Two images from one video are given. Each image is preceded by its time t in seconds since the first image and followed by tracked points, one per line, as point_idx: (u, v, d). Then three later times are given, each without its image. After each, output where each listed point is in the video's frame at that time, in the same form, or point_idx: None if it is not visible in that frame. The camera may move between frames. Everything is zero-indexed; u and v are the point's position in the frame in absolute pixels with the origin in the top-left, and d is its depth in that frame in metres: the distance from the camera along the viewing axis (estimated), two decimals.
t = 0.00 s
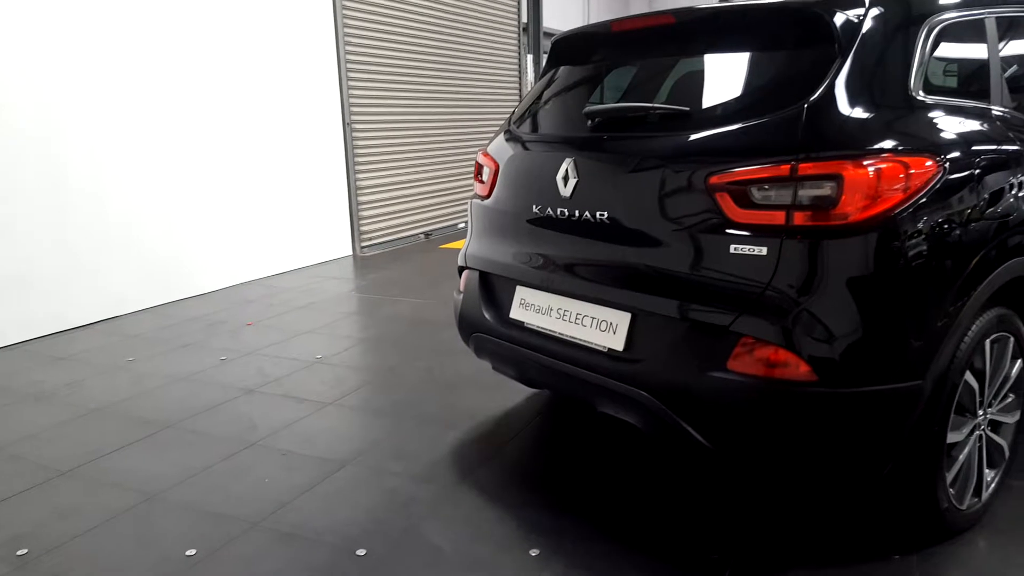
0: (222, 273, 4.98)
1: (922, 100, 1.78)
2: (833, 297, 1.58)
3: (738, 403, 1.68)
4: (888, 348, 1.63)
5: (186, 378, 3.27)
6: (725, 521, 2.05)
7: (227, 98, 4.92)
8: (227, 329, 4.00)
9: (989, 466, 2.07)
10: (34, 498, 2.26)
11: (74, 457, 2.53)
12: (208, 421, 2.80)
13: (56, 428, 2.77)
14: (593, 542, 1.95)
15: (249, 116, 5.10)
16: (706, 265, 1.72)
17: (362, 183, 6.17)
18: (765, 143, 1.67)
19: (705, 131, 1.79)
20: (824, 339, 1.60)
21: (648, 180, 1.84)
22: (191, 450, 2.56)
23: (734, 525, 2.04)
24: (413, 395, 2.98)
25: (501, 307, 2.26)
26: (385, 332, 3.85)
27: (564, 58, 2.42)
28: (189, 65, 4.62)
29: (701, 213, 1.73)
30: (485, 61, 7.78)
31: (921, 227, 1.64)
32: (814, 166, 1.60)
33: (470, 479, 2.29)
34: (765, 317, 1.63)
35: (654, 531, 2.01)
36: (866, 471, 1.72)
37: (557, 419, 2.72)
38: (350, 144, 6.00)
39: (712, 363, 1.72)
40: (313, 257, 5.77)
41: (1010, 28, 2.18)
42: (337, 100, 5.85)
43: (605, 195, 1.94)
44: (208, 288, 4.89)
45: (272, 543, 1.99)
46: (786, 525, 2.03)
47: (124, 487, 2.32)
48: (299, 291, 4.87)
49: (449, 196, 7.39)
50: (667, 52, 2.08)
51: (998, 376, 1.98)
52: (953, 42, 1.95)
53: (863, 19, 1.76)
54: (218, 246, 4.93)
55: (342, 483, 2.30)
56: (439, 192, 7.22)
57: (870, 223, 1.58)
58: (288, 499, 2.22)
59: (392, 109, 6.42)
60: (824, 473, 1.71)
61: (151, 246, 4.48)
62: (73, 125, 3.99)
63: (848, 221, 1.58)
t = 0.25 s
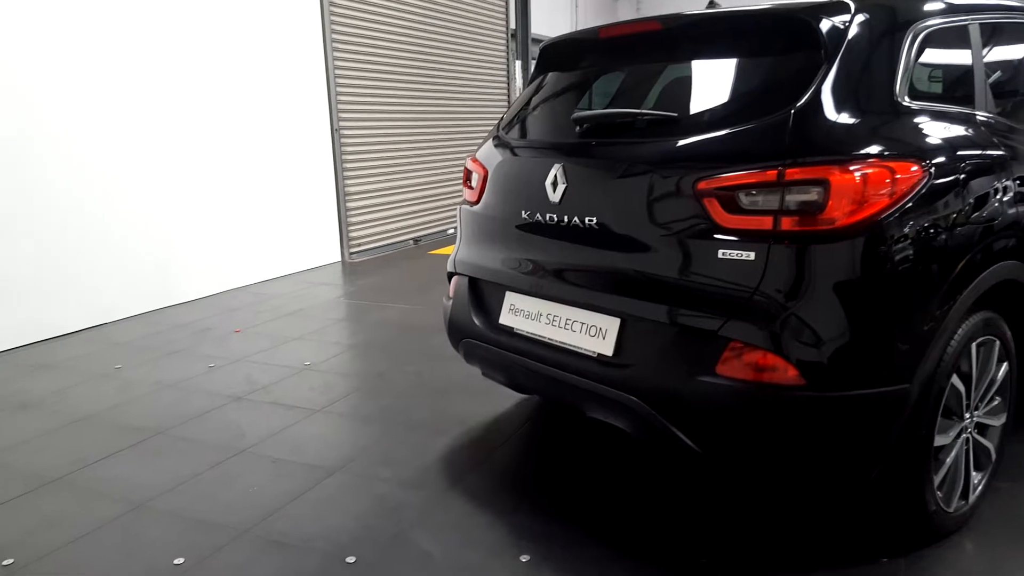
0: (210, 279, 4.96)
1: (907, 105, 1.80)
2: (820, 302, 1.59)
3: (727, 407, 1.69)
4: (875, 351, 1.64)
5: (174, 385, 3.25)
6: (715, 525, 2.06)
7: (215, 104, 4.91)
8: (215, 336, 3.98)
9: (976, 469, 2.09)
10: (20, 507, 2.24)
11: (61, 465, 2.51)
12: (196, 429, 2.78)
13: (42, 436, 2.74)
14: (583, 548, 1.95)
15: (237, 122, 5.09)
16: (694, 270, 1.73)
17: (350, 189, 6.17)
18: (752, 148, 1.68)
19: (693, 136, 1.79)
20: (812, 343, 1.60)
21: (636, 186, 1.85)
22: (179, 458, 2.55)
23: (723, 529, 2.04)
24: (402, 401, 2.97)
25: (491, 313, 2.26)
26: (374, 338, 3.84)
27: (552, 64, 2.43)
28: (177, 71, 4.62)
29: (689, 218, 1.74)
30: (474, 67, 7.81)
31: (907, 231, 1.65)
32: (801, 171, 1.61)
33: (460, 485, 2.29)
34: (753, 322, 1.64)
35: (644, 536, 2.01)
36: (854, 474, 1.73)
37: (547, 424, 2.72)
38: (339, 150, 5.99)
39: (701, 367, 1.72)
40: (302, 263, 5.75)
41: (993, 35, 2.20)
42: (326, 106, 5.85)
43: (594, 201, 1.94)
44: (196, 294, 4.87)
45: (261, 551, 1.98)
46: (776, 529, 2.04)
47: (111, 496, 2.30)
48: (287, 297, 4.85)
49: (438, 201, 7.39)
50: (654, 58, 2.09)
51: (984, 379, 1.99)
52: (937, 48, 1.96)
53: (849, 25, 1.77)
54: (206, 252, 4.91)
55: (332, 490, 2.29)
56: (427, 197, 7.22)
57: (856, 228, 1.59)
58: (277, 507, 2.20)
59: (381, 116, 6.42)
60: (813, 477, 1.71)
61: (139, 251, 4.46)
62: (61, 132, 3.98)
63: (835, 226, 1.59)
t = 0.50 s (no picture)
0: (197, 285, 4.94)
1: (891, 111, 1.81)
2: (806, 306, 1.60)
3: (715, 411, 1.69)
4: (860, 355, 1.65)
5: (159, 393, 3.23)
6: (703, 529, 2.06)
7: (202, 110, 4.90)
8: (201, 343, 3.96)
9: (961, 471, 2.10)
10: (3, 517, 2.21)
11: (45, 474, 2.48)
12: (182, 436, 2.76)
13: (26, 445, 2.71)
14: (571, 553, 1.95)
15: (223, 128, 5.08)
16: (681, 275, 1.73)
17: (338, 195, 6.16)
18: (738, 154, 1.69)
19: (679, 142, 1.80)
20: (798, 347, 1.61)
21: (624, 191, 1.86)
22: (165, 466, 2.53)
23: (711, 533, 2.04)
24: (391, 407, 2.96)
25: (479, 319, 2.26)
26: (362, 344, 3.83)
27: (539, 70, 2.44)
28: (162, 77, 4.60)
29: (676, 223, 1.75)
30: (461, 74, 7.82)
31: (891, 236, 1.67)
32: (786, 177, 1.62)
33: (449, 491, 2.28)
34: (739, 326, 1.64)
35: (633, 541, 2.01)
36: (840, 477, 1.74)
37: (536, 429, 2.71)
38: (327, 155, 5.99)
39: (688, 371, 1.73)
40: (289, 269, 5.73)
41: (975, 41, 2.23)
42: (314, 111, 5.84)
43: (581, 206, 1.95)
44: (183, 300, 4.85)
45: (248, 559, 1.96)
46: (764, 532, 2.05)
47: (96, 505, 2.27)
48: (274, 303, 4.83)
49: (425, 207, 7.39)
50: (641, 64, 2.10)
51: (969, 382, 2.01)
52: (920, 55, 1.99)
53: (833, 31, 1.79)
54: (193, 257, 4.89)
55: (319, 497, 2.28)
56: (415, 203, 7.22)
57: (841, 233, 1.60)
58: (263, 514, 2.19)
59: (368, 121, 6.42)
60: (799, 480, 1.72)
61: (125, 257, 4.44)
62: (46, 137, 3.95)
63: (820, 231, 1.60)
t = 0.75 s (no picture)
0: (184, 289, 4.91)
1: (877, 115, 1.83)
2: (794, 309, 1.61)
3: (704, 414, 1.70)
4: (848, 358, 1.66)
5: (147, 398, 3.20)
6: (693, 532, 2.06)
7: (190, 114, 4.87)
8: (188, 348, 3.93)
9: (948, 472, 2.11)
10: None
11: (30, 481, 2.46)
12: (170, 442, 2.74)
13: (11, 451, 2.69)
14: (561, 557, 1.95)
15: (212, 131, 5.05)
16: (670, 278, 1.74)
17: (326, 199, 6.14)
18: (726, 157, 1.69)
19: (668, 146, 1.81)
20: (786, 350, 1.62)
21: (613, 195, 1.86)
22: (153, 472, 2.51)
23: (701, 536, 2.05)
24: (381, 412, 2.95)
25: (469, 323, 2.26)
26: (351, 348, 3.81)
27: (528, 74, 2.44)
28: (150, 80, 4.58)
29: (665, 227, 1.75)
30: (450, 78, 7.83)
31: (878, 239, 1.68)
32: (774, 180, 1.63)
33: (438, 496, 2.27)
34: (728, 329, 1.65)
35: (623, 544, 2.01)
36: (829, 479, 1.74)
37: (526, 433, 2.71)
38: (315, 159, 5.97)
39: (677, 375, 1.73)
40: (278, 273, 5.71)
41: (960, 46, 2.25)
42: (302, 115, 5.83)
43: (570, 210, 1.95)
44: (170, 305, 4.81)
45: (237, 565, 1.95)
46: (753, 535, 2.05)
47: (83, 512, 2.25)
48: (262, 308, 4.80)
49: (414, 211, 7.38)
50: (630, 68, 2.11)
51: (956, 384, 2.02)
52: (906, 59, 2.00)
53: (820, 36, 1.80)
54: (180, 262, 4.86)
55: (309, 502, 2.26)
56: (404, 207, 7.21)
57: (828, 236, 1.61)
58: (252, 520, 2.18)
59: (357, 125, 6.42)
60: (788, 483, 1.73)
61: (112, 262, 4.41)
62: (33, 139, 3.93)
63: (808, 234, 1.61)
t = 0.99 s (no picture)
0: (170, 293, 4.88)
1: (863, 118, 1.84)
2: (781, 311, 1.62)
3: (692, 416, 1.70)
4: (834, 359, 1.67)
5: (132, 403, 3.18)
6: (682, 534, 2.07)
7: (176, 117, 4.85)
8: (174, 353, 3.90)
9: (934, 473, 2.13)
10: None
11: (14, 488, 2.43)
12: (156, 448, 2.72)
13: None
14: (551, 559, 1.95)
15: (198, 134, 5.03)
16: (658, 280, 1.74)
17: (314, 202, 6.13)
18: (713, 160, 1.70)
19: (655, 149, 1.82)
20: (773, 352, 1.63)
21: (600, 198, 1.86)
22: (139, 478, 2.49)
23: (690, 537, 2.05)
24: (369, 416, 2.94)
25: (457, 326, 2.26)
26: (339, 352, 3.80)
27: (516, 78, 2.45)
28: (135, 82, 4.55)
29: (652, 229, 1.76)
30: (438, 82, 7.84)
31: (864, 241, 1.69)
32: (760, 183, 1.63)
33: (428, 500, 2.27)
34: (716, 331, 1.65)
35: (612, 546, 2.01)
36: (816, 480, 1.75)
37: (515, 436, 2.71)
38: (303, 162, 5.96)
39: (666, 377, 1.73)
40: (265, 277, 5.68)
41: (944, 50, 2.27)
42: (290, 118, 5.81)
43: (558, 213, 1.95)
44: (155, 309, 4.78)
45: (224, 571, 1.94)
46: (741, 535, 2.06)
47: (68, 518, 2.23)
48: (249, 312, 4.78)
49: (402, 214, 7.37)
50: (617, 72, 2.12)
51: (941, 385, 2.04)
52: (891, 63, 2.02)
53: (805, 40, 1.82)
54: (166, 266, 4.83)
55: (297, 507, 2.25)
56: (391, 210, 7.20)
57: (815, 238, 1.62)
58: (239, 526, 2.16)
59: (345, 129, 6.41)
60: (776, 484, 1.73)
61: (97, 267, 4.37)
62: (17, 142, 3.89)
63: (794, 237, 1.62)
